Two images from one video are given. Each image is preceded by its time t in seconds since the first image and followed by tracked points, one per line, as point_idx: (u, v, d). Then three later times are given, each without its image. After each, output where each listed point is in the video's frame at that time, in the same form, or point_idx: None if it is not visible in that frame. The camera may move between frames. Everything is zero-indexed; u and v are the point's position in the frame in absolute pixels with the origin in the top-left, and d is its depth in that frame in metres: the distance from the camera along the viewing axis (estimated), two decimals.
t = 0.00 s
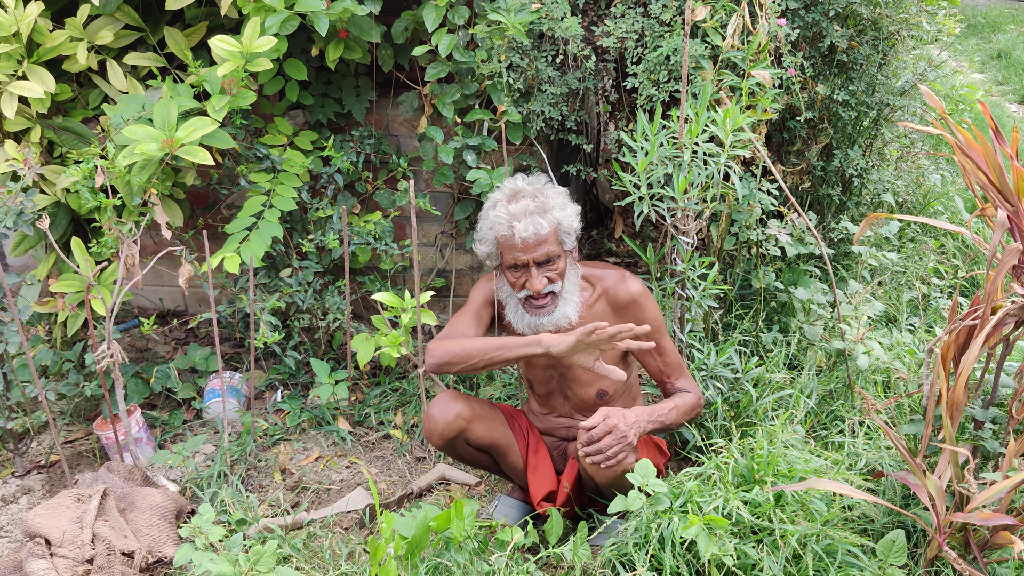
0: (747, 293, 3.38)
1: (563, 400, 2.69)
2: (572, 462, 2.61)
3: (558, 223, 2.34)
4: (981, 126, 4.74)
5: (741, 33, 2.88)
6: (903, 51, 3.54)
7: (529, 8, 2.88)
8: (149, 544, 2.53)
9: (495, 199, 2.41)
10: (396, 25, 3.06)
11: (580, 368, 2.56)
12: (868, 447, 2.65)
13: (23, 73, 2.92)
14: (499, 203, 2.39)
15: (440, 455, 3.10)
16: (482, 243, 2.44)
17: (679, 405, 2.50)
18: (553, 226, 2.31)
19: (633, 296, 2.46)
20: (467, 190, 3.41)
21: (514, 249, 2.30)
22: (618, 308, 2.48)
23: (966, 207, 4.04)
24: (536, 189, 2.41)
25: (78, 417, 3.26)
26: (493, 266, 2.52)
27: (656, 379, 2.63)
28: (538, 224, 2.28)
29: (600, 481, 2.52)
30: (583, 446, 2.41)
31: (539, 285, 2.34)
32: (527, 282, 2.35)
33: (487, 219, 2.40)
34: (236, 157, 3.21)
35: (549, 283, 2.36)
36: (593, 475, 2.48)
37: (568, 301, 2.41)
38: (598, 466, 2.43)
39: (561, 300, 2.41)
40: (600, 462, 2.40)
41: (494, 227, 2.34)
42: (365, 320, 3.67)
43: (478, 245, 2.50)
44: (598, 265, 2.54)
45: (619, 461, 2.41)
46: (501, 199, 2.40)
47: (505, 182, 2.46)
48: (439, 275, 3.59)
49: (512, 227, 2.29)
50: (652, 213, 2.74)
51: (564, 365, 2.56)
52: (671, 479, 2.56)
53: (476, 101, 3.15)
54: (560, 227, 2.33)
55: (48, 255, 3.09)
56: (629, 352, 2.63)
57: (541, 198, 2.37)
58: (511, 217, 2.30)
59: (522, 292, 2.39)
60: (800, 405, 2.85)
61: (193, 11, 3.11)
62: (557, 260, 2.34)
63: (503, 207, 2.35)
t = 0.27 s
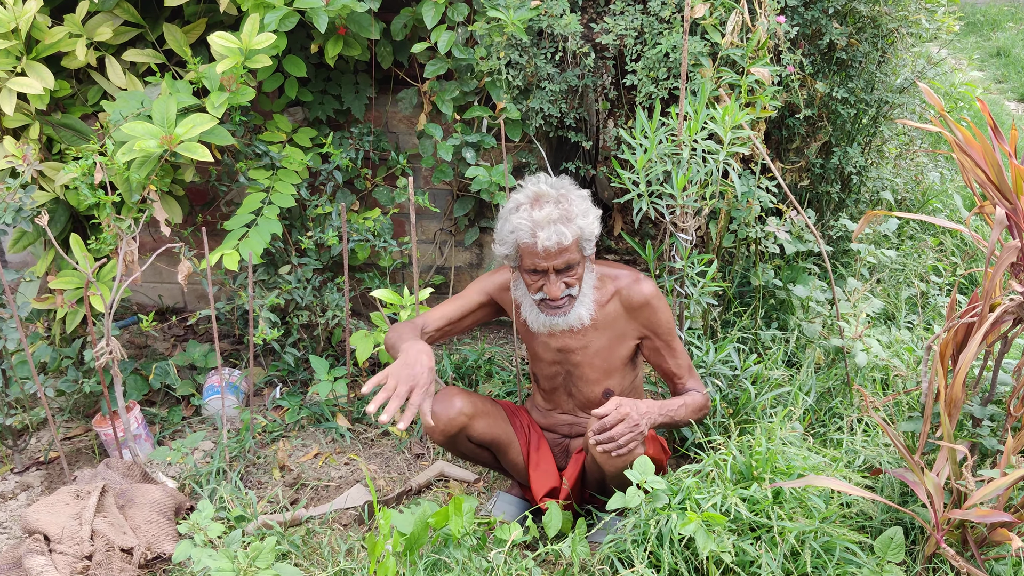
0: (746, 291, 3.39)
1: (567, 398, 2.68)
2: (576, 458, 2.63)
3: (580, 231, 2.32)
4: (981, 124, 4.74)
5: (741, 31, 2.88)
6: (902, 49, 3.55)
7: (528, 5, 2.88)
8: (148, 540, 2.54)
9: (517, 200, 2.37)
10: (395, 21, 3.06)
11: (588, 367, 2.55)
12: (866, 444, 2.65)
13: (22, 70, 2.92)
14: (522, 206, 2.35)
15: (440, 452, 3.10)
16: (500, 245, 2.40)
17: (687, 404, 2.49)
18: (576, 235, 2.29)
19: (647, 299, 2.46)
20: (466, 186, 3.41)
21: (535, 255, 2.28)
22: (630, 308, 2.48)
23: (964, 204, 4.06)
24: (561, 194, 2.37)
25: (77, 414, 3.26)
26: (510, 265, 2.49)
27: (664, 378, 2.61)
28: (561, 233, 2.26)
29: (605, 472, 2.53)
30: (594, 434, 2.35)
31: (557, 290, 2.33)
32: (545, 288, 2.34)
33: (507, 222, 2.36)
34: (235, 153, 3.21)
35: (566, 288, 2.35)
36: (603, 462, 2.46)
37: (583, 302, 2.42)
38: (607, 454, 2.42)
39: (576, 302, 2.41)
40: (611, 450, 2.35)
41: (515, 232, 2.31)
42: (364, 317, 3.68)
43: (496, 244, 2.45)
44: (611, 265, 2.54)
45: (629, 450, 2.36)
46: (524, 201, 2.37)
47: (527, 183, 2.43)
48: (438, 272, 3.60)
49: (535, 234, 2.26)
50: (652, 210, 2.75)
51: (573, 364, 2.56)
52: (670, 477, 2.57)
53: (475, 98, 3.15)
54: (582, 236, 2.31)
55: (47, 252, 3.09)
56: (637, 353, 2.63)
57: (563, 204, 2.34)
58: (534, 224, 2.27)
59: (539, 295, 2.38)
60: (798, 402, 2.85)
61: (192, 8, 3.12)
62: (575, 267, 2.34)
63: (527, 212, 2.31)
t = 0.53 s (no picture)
0: (744, 288, 3.39)
1: (565, 393, 2.68)
2: (571, 454, 2.61)
3: (580, 227, 2.35)
4: (980, 122, 4.74)
5: (740, 28, 2.88)
6: (902, 46, 3.55)
7: (527, 2, 2.88)
8: (147, 537, 2.54)
9: (517, 196, 2.38)
10: (394, 18, 3.06)
11: (586, 361, 2.56)
12: (865, 441, 2.65)
13: (21, 66, 2.92)
14: (521, 203, 2.36)
15: (439, 449, 3.11)
16: (499, 241, 2.40)
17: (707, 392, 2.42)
18: (577, 231, 2.32)
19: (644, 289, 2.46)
20: (465, 183, 3.41)
21: (536, 252, 2.30)
22: (626, 300, 2.48)
23: (963, 202, 4.07)
24: (560, 190, 2.40)
25: (76, 410, 3.26)
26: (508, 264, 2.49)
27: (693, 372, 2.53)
28: (562, 229, 2.28)
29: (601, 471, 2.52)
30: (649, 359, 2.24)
31: (557, 286, 2.35)
32: (546, 284, 2.36)
33: (507, 218, 2.37)
34: (234, 150, 3.21)
35: (566, 285, 2.37)
36: (597, 458, 2.45)
37: (582, 299, 2.42)
38: (604, 446, 2.42)
39: (576, 299, 2.42)
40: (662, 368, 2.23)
41: (516, 228, 2.32)
42: (363, 314, 3.68)
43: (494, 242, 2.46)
44: (606, 260, 2.54)
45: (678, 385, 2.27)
46: (523, 198, 2.38)
47: (526, 180, 2.44)
48: (437, 269, 3.60)
49: (535, 231, 2.28)
50: (651, 206, 2.74)
51: (571, 359, 2.57)
52: (668, 473, 2.60)
53: (474, 95, 3.16)
54: (582, 233, 2.34)
55: (46, 249, 3.09)
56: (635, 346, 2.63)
57: (563, 201, 2.36)
58: (535, 220, 2.29)
59: (539, 292, 2.40)
60: (797, 399, 2.85)
61: (191, 4, 3.11)
62: (575, 263, 2.36)
63: (527, 208, 2.32)
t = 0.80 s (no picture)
0: (742, 286, 3.39)
1: (560, 391, 2.69)
2: (568, 452, 2.63)
3: (571, 218, 2.35)
4: (977, 120, 4.75)
5: (738, 26, 2.88)
6: (899, 44, 3.56)
7: None
8: (145, 533, 2.54)
9: (507, 189, 2.39)
10: (392, 16, 3.06)
11: (579, 358, 2.56)
12: (862, 439, 2.66)
13: (19, 63, 2.92)
14: (512, 194, 2.37)
15: (436, 446, 3.11)
16: (491, 234, 2.41)
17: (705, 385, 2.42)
18: (567, 221, 2.32)
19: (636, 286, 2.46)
20: (463, 181, 3.42)
21: (527, 242, 2.30)
22: (619, 296, 2.48)
23: (960, 200, 4.08)
24: (549, 182, 2.40)
25: (74, 407, 3.26)
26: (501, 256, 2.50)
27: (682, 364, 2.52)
28: (552, 219, 2.28)
29: (596, 473, 2.50)
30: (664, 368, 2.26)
31: (548, 279, 2.35)
32: (537, 276, 2.36)
33: (498, 210, 2.37)
34: (232, 147, 3.21)
35: (557, 277, 2.37)
36: (591, 463, 2.46)
37: (575, 293, 2.42)
38: (598, 452, 2.42)
39: (568, 293, 2.42)
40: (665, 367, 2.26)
41: (506, 220, 2.32)
42: (361, 312, 3.68)
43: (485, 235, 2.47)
44: (600, 255, 2.55)
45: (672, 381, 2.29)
46: (514, 189, 2.38)
47: (517, 172, 2.44)
48: (435, 267, 3.59)
49: (526, 221, 2.28)
50: (649, 205, 2.75)
51: (564, 356, 2.57)
52: (665, 470, 2.58)
53: (472, 93, 3.16)
54: (573, 224, 2.34)
55: (44, 246, 3.09)
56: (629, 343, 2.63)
57: (554, 191, 2.36)
58: (525, 211, 2.29)
59: (530, 286, 2.39)
60: (794, 396, 2.86)
61: (189, 1, 3.11)
62: (566, 255, 2.36)
63: (517, 199, 2.33)
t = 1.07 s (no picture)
0: (740, 284, 3.40)
1: (553, 390, 2.69)
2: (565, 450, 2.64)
3: (563, 205, 2.38)
4: (975, 119, 4.76)
5: (736, 24, 2.88)
6: (897, 43, 3.56)
7: None
8: (143, 530, 2.54)
9: (496, 183, 2.40)
10: (391, 13, 3.06)
11: (569, 360, 2.56)
12: (860, 437, 2.66)
13: (18, 60, 2.91)
14: (501, 187, 2.38)
15: (434, 444, 3.11)
16: (483, 229, 2.39)
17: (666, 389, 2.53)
18: (560, 207, 2.35)
19: (625, 292, 2.47)
20: (462, 179, 3.42)
21: (523, 230, 2.30)
22: (608, 304, 2.49)
23: (958, 199, 4.09)
24: (538, 175, 2.43)
25: (72, 404, 3.26)
26: (493, 254, 2.48)
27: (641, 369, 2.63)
28: (547, 204, 2.32)
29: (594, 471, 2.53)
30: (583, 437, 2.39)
31: (547, 265, 2.34)
32: (535, 265, 2.34)
33: (490, 204, 2.37)
34: (230, 144, 3.21)
35: (556, 264, 2.36)
36: (588, 463, 2.49)
37: (570, 283, 2.41)
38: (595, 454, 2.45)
39: (565, 282, 2.40)
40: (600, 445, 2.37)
41: (501, 210, 2.33)
42: (359, 309, 3.68)
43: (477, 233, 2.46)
44: (593, 260, 2.54)
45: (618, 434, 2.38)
46: (503, 183, 2.40)
47: (503, 171, 2.45)
48: (434, 264, 3.59)
49: (522, 208, 2.30)
50: (647, 202, 2.73)
51: (556, 356, 2.57)
52: (664, 467, 2.57)
53: (471, 91, 3.16)
54: (566, 210, 2.37)
55: (42, 242, 3.09)
56: (618, 348, 2.64)
57: (544, 182, 2.39)
58: (520, 199, 2.31)
59: (528, 277, 2.37)
60: (792, 394, 2.86)
61: None
62: (562, 241, 2.38)
63: (509, 190, 2.34)
